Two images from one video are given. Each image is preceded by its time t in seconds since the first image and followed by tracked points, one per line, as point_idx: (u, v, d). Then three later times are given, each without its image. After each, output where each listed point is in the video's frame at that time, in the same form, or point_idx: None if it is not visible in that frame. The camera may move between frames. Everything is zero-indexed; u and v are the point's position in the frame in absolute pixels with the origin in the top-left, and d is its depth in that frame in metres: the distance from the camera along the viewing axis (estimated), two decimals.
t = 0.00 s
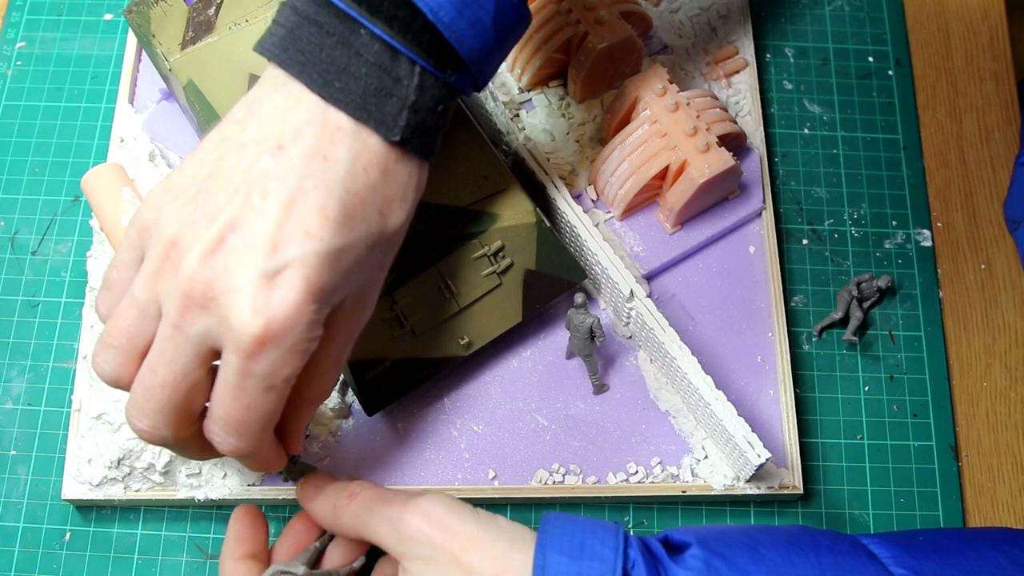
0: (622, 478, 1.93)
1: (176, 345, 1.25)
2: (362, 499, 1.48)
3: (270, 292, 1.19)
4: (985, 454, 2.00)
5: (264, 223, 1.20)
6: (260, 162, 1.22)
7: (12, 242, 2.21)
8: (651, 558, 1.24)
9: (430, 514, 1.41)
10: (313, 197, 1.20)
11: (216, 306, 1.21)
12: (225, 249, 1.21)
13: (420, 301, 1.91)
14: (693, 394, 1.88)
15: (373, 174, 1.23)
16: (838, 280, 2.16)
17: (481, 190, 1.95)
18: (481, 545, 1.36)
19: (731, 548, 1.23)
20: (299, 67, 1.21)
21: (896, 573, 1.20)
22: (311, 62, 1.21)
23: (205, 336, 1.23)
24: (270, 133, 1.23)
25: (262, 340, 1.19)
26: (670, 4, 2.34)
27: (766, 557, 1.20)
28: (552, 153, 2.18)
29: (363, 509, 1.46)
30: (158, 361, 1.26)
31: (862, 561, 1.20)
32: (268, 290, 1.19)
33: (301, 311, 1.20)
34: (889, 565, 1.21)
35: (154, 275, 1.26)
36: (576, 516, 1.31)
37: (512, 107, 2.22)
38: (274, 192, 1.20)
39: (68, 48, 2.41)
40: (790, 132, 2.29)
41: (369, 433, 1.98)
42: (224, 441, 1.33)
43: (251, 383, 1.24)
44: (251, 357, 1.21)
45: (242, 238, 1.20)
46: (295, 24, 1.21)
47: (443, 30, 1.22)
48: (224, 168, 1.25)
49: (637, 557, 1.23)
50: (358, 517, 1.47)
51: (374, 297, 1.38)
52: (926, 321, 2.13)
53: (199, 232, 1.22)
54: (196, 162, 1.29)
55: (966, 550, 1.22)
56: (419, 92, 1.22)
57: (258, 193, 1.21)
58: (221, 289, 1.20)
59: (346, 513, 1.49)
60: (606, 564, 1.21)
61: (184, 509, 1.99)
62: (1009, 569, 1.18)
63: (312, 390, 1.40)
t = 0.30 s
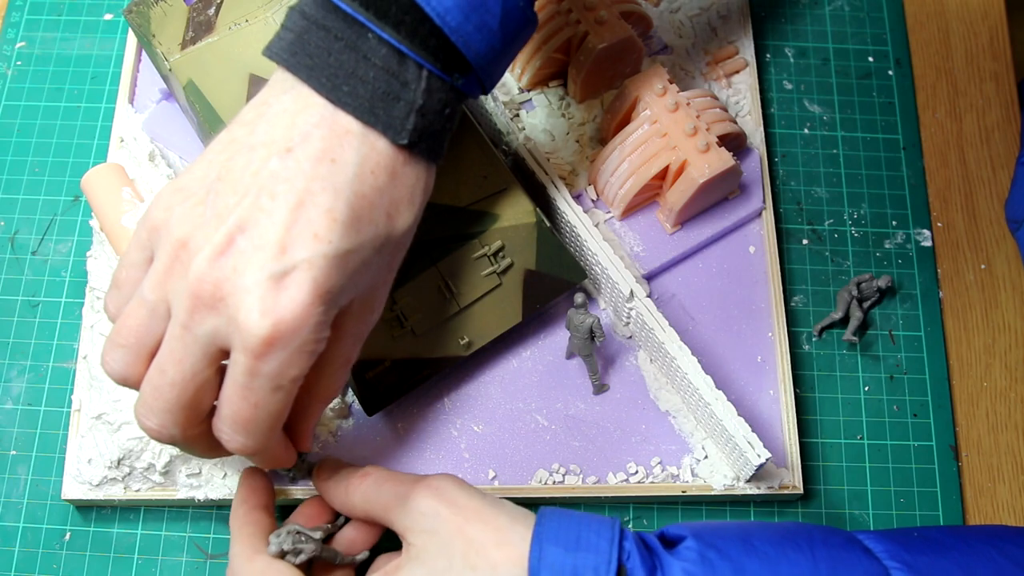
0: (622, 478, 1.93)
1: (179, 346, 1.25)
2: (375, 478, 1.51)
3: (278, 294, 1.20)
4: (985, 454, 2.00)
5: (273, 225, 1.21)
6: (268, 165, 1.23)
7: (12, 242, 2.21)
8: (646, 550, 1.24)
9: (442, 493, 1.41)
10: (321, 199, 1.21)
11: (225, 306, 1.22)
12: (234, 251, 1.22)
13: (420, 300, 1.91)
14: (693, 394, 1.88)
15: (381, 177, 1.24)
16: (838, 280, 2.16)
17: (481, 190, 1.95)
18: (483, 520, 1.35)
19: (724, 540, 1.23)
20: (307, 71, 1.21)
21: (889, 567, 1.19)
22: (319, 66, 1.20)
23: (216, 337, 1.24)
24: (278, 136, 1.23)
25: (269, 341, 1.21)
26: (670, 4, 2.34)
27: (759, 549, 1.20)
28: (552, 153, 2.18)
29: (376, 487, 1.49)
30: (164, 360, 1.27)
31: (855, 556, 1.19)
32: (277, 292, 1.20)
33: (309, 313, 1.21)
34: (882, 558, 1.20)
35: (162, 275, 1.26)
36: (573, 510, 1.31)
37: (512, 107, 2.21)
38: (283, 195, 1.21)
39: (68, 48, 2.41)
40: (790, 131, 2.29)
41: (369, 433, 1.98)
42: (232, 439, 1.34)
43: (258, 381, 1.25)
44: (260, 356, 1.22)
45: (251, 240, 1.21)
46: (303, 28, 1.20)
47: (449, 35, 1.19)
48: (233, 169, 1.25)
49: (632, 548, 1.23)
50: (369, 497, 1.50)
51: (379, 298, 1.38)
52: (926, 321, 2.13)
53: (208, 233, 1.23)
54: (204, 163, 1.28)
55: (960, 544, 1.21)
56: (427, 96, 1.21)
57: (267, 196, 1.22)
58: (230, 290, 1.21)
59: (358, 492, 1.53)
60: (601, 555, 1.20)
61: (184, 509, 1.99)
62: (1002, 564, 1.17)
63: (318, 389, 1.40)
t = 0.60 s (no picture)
0: (622, 478, 1.93)
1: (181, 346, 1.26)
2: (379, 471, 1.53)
3: (287, 295, 1.21)
4: (985, 454, 2.00)
5: (280, 226, 1.21)
6: (274, 165, 1.23)
7: (12, 242, 2.21)
8: (644, 547, 1.24)
9: (445, 485, 1.41)
10: (328, 199, 1.21)
11: (233, 307, 1.23)
12: (242, 251, 1.22)
13: (420, 300, 1.91)
14: (693, 394, 1.88)
15: (387, 176, 1.24)
16: (838, 280, 2.16)
17: (481, 191, 1.95)
18: (484, 512, 1.35)
19: (722, 538, 1.23)
20: (310, 70, 1.21)
21: (888, 565, 1.19)
22: (322, 64, 1.20)
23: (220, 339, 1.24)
24: (283, 136, 1.23)
25: (279, 342, 1.22)
26: (670, 4, 2.34)
27: (757, 547, 1.20)
28: (552, 153, 2.18)
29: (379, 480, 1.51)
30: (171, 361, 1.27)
31: (853, 555, 1.19)
32: (286, 292, 1.21)
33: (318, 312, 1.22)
34: (880, 556, 1.20)
35: (168, 276, 1.26)
36: (572, 508, 1.31)
37: (512, 106, 2.21)
38: (290, 195, 1.21)
39: (69, 48, 2.41)
40: (790, 132, 2.29)
41: (370, 433, 1.99)
42: (238, 438, 1.34)
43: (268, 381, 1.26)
44: (269, 356, 1.23)
45: (259, 241, 1.22)
46: (306, 26, 1.19)
47: (453, 33, 1.19)
48: (238, 169, 1.25)
49: (630, 545, 1.23)
50: (372, 490, 1.52)
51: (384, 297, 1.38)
52: (926, 321, 2.13)
53: (215, 234, 1.23)
54: (208, 163, 1.28)
55: (958, 542, 1.21)
56: (430, 95, 1.20)
57: (273, 197, 1.22)
58: (239, 291, 1.22)
59: (361, 485, 1.54)
60: (599, 552, 1.20)
61: (184, 509, 1.99)
62: (1000, 562, 1.16)
63: (322, 389, 1.40)
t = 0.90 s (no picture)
0: (622, 478, 1.93)
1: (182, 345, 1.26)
2: (381, 469, 1.50)
3: (292, 301, 1.21)
4: (985, 454, 2.00)
5: (285, 231, 1.21)
6: (278, 168, 1.23)
7: (12, 242, 2.21)
8: (642, 546, 1.23)
9: (446, 480, 1.41)
10: (332, 202, 1.22)
11: (238, 312, 1.23)
12: (247, 256, 1.23)
13: (419, 300, 1.91)
14: (693, 394, 1.88)
15: (392, 179, 1.24)
16: (838, 280, 2.16)
17: (481, 191, 1.95)
18: (485, 508, 1.35)
19: (720, 536, 1.23)
20: (313, 68, 1.21)
21: (885, 564, 1.19)
22: (324, 63, 1.20)
23: (221, 341, 1.25)
24: (288, 139, 1.23)
25: (284, 348, 1.22)
26: (670, 5, 2.34)
27: (755, 546, 1.20)
28: (552, 153, 2.19)
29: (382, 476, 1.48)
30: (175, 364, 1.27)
31: (852, 554, 1.18)
32: (291, 298, 1.22)
33: (322, 316, 1.23)
34: (878, 555, 1.20)
35: (172, 280, 1.26)
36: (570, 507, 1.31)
37: (512, 107, 2.22)
38: (294, 200, 1.22)
39: (69, 48, 2.41)
40: (790, 131, 2.29)
41: (369, 433, 1.99)
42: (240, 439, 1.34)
43: (273, 384, 1.26)
44: (273, 361, 1.23)
45: (264, 247, 1.22)
46: (309, 25, 1.19)
47: (458, 33, 1.18)
48: (243, 174, 1.25)
49: (629, 543, 1.22)
50: (374, 487, 1.50)
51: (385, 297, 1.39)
52: (926, 321, 2.13)
53: (220, 238, 1.23)
54: (213, 166, 1.28)
55: (956, 542, 1.20)
56: (435, 94, 1.20)
57: (278, 201, 1.22)
58: (244, 296, 1.22)
59: (362, 482, 1.52)
60: (599, 550, 1.19)
61: (184, 509, 1.99)
62: (999, 562, 1.16)
63: (325, 387, 1.40)
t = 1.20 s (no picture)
0: (622, 478, 1.93)
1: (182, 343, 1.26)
2: (382, 467, 1.50)
3: (261, 243, 1.07)
4: (985, 454, 2.00)
5: (257, 176, 1.08)
6: (255, 110, 1.09)
7: (12, 242, 2.21)
8: (643, 545, 1.22)
9: (447, 476, 1.41)
10: (313, 145, 1.08)
11: (201, 258, 1.09)
12: (216, 201, 1.09)
13: (419, 300, 1.91)
14: (693, 394, 1.88)
15: (377, 130, 1.11)
16: (838, 280, 2.16)
17: (480, 191, 1.96)
18: (486, 503, 1.35)
19: (720, 537, 1.22)
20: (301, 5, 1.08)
21: (885, 564, 1.19)
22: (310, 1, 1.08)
23: (182, 286, 1.10)
24: (269, 80, 1.10)
25: (247, 294, 1.07)
26: (670, 5, 2.34)
27: (755, 546, 1.20)
28: (552, 153, 2.19)
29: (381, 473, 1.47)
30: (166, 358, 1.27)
31: (851, 553, 1.18)
32: (259, 242, 1.07)
33: (290, 264, 1.08)
34: (877, 555, 1.20)
35: (138, 221, 1.13)
36: (570, 506, 1.30)
37: (512, 107, 2.22)
38: (271, 142, 1.08)
39: (69, 48, 2.41)
40: (790, 131, 2.29)
41: (369, 432, 1.99)
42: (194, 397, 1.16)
43: (235, 338, 1.10)
44: (236, 309, 1.08)
45: (235, 191, 1.08)
46: None
47: None
48: (218, 113, 1.11)
49: (630, 542, 1.21)
50: (374, 484, 1.49)
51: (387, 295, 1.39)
52: (926, 321, 2.13)
53: (192, 179, 1.10)
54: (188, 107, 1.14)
55: (955, 542, 1.20)
56: (421, 46, 1.10)
57: (253, 143, 1.08)
58: (209, 244, 1.09)
59: (363, 479, 1.52)
60: (599, 548, 1.19)
61: (184, 509, 1.99)
62: (999, 562, 1.16)
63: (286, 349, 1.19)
